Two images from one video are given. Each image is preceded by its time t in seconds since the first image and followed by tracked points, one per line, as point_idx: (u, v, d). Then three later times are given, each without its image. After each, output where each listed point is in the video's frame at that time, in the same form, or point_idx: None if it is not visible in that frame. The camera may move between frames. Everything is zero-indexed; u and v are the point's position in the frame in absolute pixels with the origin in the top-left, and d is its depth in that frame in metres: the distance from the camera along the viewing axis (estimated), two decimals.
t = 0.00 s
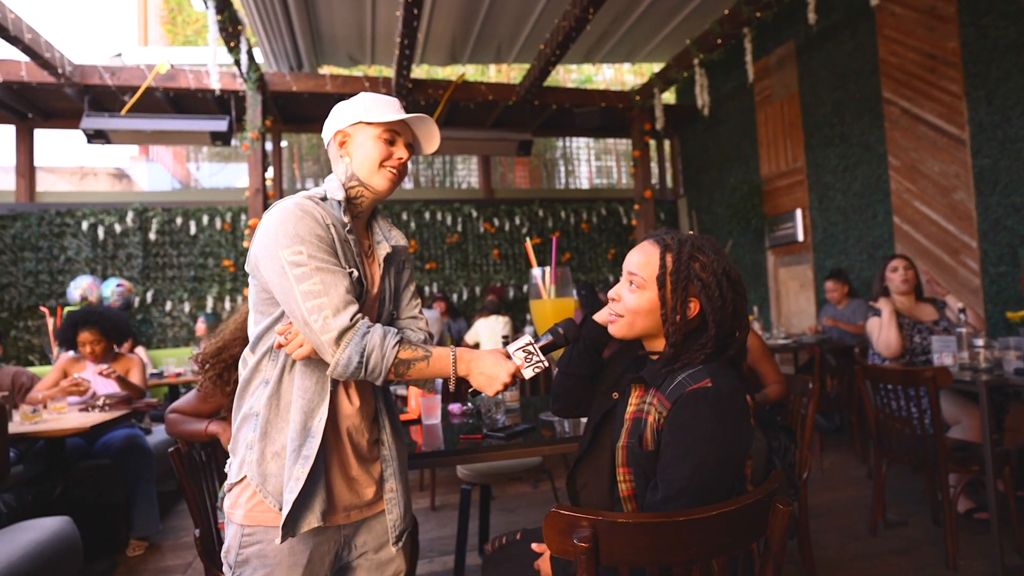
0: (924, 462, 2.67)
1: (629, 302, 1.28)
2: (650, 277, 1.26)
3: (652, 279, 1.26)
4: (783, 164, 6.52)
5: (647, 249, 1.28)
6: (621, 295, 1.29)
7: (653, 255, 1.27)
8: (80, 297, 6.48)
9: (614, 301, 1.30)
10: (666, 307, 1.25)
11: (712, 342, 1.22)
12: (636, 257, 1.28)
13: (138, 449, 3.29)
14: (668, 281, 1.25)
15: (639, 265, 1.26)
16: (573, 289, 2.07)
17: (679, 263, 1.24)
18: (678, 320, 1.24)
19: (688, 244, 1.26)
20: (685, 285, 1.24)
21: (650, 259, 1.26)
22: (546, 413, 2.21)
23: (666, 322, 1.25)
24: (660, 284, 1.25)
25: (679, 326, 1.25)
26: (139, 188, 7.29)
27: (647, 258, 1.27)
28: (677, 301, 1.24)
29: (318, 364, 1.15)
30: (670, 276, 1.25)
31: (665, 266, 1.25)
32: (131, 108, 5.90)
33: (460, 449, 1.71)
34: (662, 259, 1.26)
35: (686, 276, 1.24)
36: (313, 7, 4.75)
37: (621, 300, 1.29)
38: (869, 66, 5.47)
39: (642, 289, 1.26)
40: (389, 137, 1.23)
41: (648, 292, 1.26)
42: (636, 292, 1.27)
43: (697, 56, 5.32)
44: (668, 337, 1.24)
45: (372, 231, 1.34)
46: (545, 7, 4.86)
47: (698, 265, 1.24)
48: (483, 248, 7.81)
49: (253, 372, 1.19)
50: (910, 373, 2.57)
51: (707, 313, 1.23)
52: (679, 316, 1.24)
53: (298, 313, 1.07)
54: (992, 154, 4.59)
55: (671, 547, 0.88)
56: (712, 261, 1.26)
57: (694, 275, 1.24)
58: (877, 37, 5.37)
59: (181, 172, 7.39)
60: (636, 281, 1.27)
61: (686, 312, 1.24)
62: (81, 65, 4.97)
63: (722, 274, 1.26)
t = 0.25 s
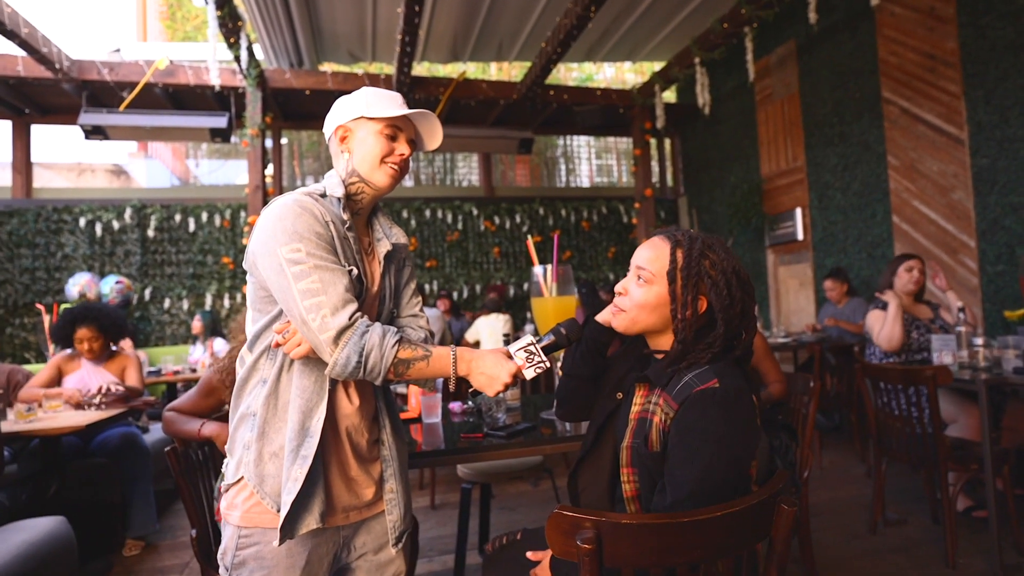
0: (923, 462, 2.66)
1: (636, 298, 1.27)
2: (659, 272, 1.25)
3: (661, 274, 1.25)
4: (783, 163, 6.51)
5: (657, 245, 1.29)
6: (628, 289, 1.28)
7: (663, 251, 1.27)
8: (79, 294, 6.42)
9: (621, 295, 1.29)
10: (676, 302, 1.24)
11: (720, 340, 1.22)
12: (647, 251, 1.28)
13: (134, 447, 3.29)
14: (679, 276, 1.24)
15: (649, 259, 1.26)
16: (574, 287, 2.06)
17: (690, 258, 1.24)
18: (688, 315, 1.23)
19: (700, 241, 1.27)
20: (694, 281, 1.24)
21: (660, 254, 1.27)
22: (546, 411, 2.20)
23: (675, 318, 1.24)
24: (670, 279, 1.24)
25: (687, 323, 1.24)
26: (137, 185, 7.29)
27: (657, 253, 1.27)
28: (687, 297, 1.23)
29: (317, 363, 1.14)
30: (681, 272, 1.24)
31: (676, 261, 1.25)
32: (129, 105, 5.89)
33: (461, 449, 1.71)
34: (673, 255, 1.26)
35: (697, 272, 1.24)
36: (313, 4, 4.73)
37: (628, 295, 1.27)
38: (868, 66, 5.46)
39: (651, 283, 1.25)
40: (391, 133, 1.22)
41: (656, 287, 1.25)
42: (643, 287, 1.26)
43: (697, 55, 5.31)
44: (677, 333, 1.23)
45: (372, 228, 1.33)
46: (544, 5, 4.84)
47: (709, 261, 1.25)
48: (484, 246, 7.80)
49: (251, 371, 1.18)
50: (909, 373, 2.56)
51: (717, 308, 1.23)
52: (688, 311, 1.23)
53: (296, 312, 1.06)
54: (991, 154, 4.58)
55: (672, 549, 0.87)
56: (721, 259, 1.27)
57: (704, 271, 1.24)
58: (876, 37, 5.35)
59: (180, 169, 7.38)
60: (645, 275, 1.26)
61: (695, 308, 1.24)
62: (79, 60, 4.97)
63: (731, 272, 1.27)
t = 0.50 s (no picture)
0: (916, 459, 2.66)
1: (633, 293, 1.26)
2: (656, 267, 1.24)
3: (658, 268, 1.25)
4: (776, 161, 6.53)
5: (652, 241, 1.27)
6: (626, 285, 1.28)
7: (659, 246, 1.26)
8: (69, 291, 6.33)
9: (619, 291, 1.29)
10: (673, 296, 1.23)
11: (718, 335, 1.21)
12: (641, 248, 1.26)
13: (126, 446, 3.26)
14: (675, 270, 1.23)
15: (645, 255, 1.25)
16: (568, 285, 2.05)
17: (686, 252, 1.23)
18: (686, 310, 1.23)
19: (696, 236, 1.26)
20: (690, 275, 1.23)
21: (657, 249, 1.26)
22: (540, 409, 2.19)
23: (673, 312, 1.23)
24: (666, 274, 1.23)
25: (685, 317, 1.23)
26: (127, 181, 7.23)
27: (653, 249, 1.26)
28: (684, 290, 1.23)
29: (308, 362, 1.13)
30: (677, 266, 1.23)
31: (672, 256, 1.24)
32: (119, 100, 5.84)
33: (456, 447, 1.69)
34: (668, 249, 1.25)
35: (694, 266, 1.23)
36: None
37: (626, 291, 1.27)
38: (862, 64, 5.48)
39: (648, 278, 1.25)
40: (384, 127, 1.21)
41: (653, 282, 1.25)
42: (641, 283, 1.26)
43: (692, 53, 5.30)
44: (676, 328, 1.23)
45: (363, 225, 1.32)
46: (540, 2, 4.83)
47: (705, 255, 1.24)
48: (477, 244, 7.78)
49: (241, 369, 1.16)
50: (904, 370, 2.56)
51: (714, 303, 1.23)
52: (686, 306, 1.23)
53: (286, 310, 1.05)
54: (984, 153, 4.60)
55: (671, 547, 0.86)
56: (718, 252, 1.26)
57: (701, 265, 1.24)
58: (871, 35, 5.37)
59: (171, 166, 7.33)
60: (642, 271, 1.25)
61: (692, 303, 1.24)
62: (67, 55, 4.90)
63: (728, 265, 1.26)
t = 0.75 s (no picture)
0: (912, 456, 2.67)
1: (632, 288, 1.26)
2: (655, 262, 1.24)
3: (657, 263, 1.24)
4: (774, 157, 6.53)
5: (653, 235, 1.26)
6: (624, 280, 1.27)
7: (659, 241, 1.25)
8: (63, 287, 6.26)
9: (618, 286, 1.28)
10: (671, 291, 1.23)
11: (717, 331, 1.21)
12: (641, 242, 1.26)
13: (120, 441, 3.25)
14: (674, 265, 1.22)
15: (644, 250, 1.25)
16: (565, 281, 2.04)
17: (685, 247, 1.22)
18: (684, 305, 1.22)
19: (696, 231, 1.25)
20: (690, 271, 1.22)
21: (656, 244, 1.25)
22: (537, 405, 2.18)
23: (672, 308, 1.23)
24: (666, 268, 1.23)
25: (683, 313, 1.23)
26: (122, 176, 7.19)
27: (652, 244, 1.25)
28: (682, 286, 1.22)
29: (303, 358, 1.12)
30: (676, 261, 1.23)
31: (671, 251, 1.23)
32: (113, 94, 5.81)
33: (452, 443, 1.69)
34: (668, 244, 1.24)
35: (693, 261, 1.22)
36: None
37: (624, 285, 1.27)
38: (860, 61, 5.47)
39: (647, 273, 1.24)
40: (378, 120, 1.20)
41: (652, 276, 1.24)
42: (639, 277, 1.25)
43: (689, 49, 5.29)
44: (675, 323, 1.22)
45: (358, 220, 1.31)
46: None
47: (704, 251, 1.23)
48: (474, 240, 7.77)
49: (235, 365, 1.15)
50: (900, 367, 2.56)
51: (713, 299, 1.22)
52: (685, 301, 1.22)
53: (280, 306, 1.04)
54: (981, 150, 4.60)
55: (669, 544, 0.86)
56: (717, 247, 1.25)
57: (700, 260, 1.23)
58: (869, 32, 5.36)
59: (166, 161, 7.29)
60: (640, 265, 1.25)
61: (691, 298, 1.23)
62: (60, 48, 4.89)
63: (727, 261, 1.25)
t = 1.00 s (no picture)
0: (911, 453, 2.66)
1: (626, 286, 1.25)
2: (650, 260, 1.23)
3: (652, 262, 1.24)
4: (774, 155, 6.52)
5: (648, 233, 1.26)
6: (619, 278, 1.27)
7: (654, 239, 1.25)
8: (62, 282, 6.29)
9: (612, 283, 1.28)
10: (665, 290, 1.22)
11: (709, 330, 1.20)
12: (637, 240, 1.25)
13: (118, 437, 3.25)
14: (668, 263, 1.22)
15: (640, 247, 1.24)
16: (565, 277, 2.04)
17: (680, 244, 1.22)
18: (678, 304, 1.22)
19: (692, 227, 1.25)
20: (686, 268, 1.21)
21: (652, 242, 1.24)
22: (537, 401, 2.17)
23: (664, 306, 1.22)
24: (660, 266, 1.22)
25: (677, 311, 1.22)
26: (121, 171, 7.17)
27: (648, 241, 1.25)
28: (677, 284, 1.22)
29: (301, 353, 1.11)
30: (671, 258, 1.22)
31: (667, 248, 1.22)
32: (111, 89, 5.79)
33: (452, 439, 1.68)
34: (663, 242, 1.23)
35: (687, 259, 1.21)
36: None
37: (620, 283, 1.26)
38: (861, 58, 5.46)
39: (642, 271, 1.24)
40: (378, 115, 1.19)
41: (646, 275, 1.24)
42: (634, 275, 1.25)
43: (689, 45, 5.28)
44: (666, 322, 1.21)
45: (358, 214, 1.30)
46: None
47: (699, 249, 1.22)
48: (474, 236, 7.76)
49: (233, 360, 1.14)
50: (901, 364, 2.55)
51: (708, 298, 1.21)
52: (678, 299, 1.22)
53: (279, 300, 1.03)
54: (982, 148, 4.59)
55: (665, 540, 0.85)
56: (713, 246, 1.24)
57: (694, 258, 1.22)
58: (870, 29, 5.35)
59: (165, 156, 7.27)
60: (635, 263, 1.24)
61: (685, 297, 1.22)
62: (59, 42, 4.85)
63: (725, 260, 1.23)
